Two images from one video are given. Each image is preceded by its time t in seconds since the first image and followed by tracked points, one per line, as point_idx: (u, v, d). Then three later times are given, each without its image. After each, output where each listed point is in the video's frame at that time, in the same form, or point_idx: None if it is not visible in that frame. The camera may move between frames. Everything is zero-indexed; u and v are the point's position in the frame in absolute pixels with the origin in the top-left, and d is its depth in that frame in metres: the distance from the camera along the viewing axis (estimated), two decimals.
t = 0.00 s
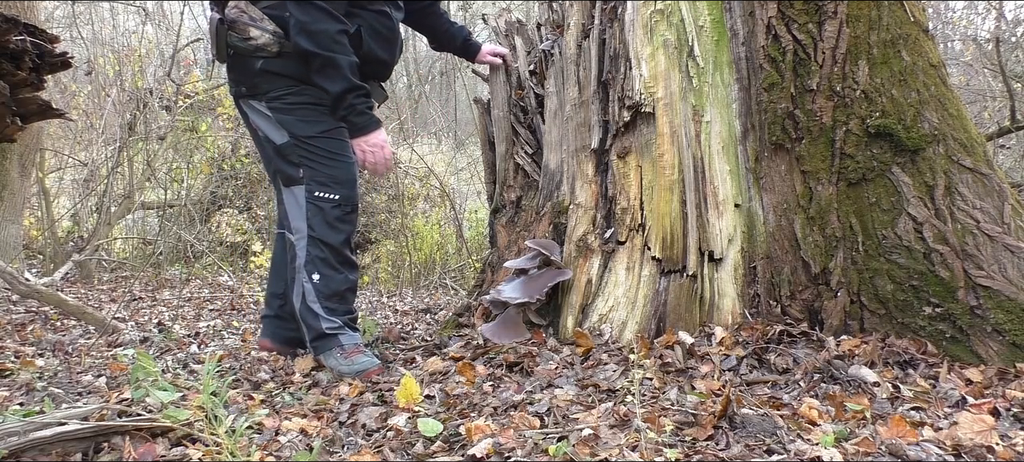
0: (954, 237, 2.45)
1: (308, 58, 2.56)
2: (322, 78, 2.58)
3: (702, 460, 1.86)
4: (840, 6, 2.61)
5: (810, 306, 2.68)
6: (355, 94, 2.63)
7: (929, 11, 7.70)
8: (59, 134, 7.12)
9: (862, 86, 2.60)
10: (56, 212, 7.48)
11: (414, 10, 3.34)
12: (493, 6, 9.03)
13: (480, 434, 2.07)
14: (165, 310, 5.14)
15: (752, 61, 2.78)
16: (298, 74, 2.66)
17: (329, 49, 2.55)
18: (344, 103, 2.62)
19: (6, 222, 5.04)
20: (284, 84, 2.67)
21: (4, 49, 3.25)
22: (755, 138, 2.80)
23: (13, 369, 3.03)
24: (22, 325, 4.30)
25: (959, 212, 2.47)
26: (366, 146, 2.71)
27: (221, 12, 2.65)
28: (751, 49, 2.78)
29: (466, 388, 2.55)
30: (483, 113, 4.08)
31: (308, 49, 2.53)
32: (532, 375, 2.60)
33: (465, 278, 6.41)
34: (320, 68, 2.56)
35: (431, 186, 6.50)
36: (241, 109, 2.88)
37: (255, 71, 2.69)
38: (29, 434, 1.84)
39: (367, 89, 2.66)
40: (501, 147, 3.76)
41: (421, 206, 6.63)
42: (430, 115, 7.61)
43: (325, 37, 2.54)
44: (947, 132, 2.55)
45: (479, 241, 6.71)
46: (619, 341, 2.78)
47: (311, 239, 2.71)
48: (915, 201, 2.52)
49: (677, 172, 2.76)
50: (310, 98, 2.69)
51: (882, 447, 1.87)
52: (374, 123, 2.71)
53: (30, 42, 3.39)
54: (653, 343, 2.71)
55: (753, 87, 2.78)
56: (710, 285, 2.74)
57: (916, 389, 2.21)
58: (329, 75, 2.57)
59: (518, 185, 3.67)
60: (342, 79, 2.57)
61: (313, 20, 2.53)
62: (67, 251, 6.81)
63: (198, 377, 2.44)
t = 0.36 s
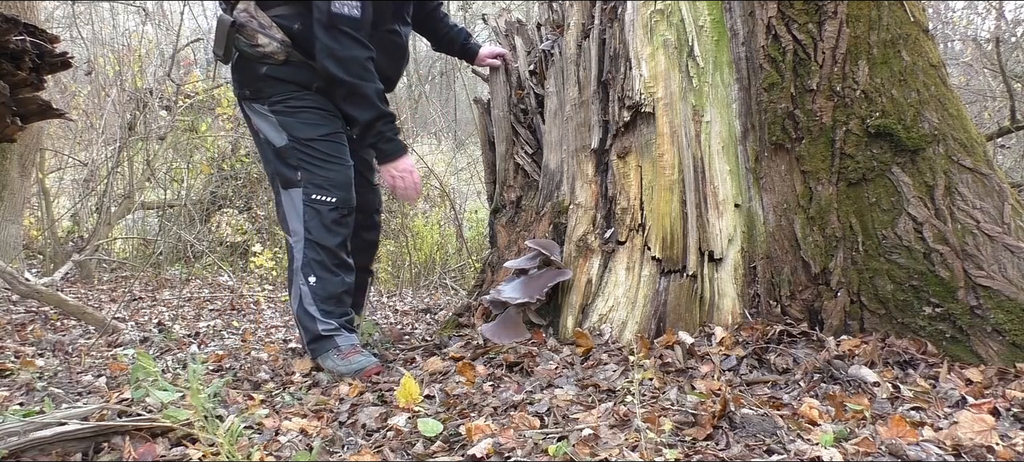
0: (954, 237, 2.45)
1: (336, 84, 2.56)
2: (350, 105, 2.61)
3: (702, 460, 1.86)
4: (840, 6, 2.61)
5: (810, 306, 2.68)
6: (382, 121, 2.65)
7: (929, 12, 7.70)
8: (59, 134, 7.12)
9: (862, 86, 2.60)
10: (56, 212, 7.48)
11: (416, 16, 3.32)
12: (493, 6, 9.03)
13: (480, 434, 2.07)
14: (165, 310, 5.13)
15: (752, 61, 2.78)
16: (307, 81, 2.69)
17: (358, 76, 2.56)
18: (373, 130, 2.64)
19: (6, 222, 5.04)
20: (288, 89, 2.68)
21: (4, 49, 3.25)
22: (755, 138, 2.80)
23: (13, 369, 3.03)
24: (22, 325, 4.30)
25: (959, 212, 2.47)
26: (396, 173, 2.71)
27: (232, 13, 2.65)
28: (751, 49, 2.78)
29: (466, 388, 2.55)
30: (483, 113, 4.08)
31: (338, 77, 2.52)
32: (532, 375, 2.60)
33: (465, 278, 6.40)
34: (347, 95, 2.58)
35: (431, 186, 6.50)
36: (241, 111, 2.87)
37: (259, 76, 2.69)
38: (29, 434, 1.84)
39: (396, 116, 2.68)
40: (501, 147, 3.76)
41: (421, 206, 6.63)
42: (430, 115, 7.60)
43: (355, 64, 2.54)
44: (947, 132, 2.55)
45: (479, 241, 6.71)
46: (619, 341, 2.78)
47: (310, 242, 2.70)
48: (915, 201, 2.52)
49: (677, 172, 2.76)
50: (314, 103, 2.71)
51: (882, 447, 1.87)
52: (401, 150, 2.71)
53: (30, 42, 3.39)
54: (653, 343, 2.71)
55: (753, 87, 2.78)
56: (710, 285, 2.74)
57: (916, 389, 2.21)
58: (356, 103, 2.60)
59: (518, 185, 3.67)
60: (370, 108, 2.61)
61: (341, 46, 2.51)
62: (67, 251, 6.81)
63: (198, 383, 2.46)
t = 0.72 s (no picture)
0: (954, 237, 2.45)
1: (360, 120, 2.55)
2: (377, 142, 2.61)
3: (702, 460, 1.86)
4: (840, 6, 2.61)
5: (810, 306, 2.68)
6: (411, 155, 2.63)
7: (929, 12, 7.70)
8: (59, 135, 7.13)
9: (862, 86, 2.60)
10: (56, 212, 7.49)
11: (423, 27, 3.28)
12: (493, 7, 9.03)
13: (480, 434, 2.08)
14: (165, 310, 5.13)
15: (752, 61, 2.78)
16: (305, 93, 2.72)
17: (380, 111, 2.55)
18: (401, 164, 2.63)
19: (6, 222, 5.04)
20: (286, 97, 2.70)
21: (4, 49, 3.25)
22: (755, 138, 2.80)
23: (13, 369, 3.03)
24: (22, 325, 4.30)
25: (959, 212, 2.47)
26: (430, 204, 2.68)
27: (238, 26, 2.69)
28: (751, 49, 2.78)
29: (466, 388, 2.55)
30: (483, 113, 4.08)
31: (363, 114, 2.52)
32: (532, 375, 2.60)
33: (465, 278, 6.40)
34: (372, 131, 2.58)
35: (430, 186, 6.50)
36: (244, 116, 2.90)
37: (260, 86, 2.72)
38: (29, 434, 1.84)
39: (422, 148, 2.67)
40: (501, 148, 3.76)
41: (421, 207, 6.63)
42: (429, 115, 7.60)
43: (378, 100, 2.54)
44: (947, 132, 2.55)
45: (479, 241, 6.70)
46: (619, 341, 2.78)
47: (305, 238, 2.69)
48: (915, 201, 2.52)
49: (677, 172, 2.76)
50: (310, 109, 2.74)
51: (881, 447, 1.87)
52: (432, 179, 2.67)
53: (30, 42, 3.39)
54: (653, 343, 2.70)
55: (753, 87, 2.78)
56: (710, 285, 2.74)
57: (916, 389, 2.21)
58: (382, 138, 2.60)
59: (518, 185, 3.67)
60: (396, 142, 2.61)
61: (363, 83, 2.50)
62: (67, 251, 6.81)
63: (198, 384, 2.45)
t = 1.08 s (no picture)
0: (954, 237, 2.45)
1: (385, 154, 2.57)
2: (402, 175, 2.63)
3: (702, 460, 1.86)
4: (840, 6, 2.61)
5: (810, 306, 2.68)
6: (435, 188, 2.65)
7: (929, 12, 7.69)
8: (59, 134, 7.13)
9: (862, 86, 2.60)
10: (56, 212, 7.49)
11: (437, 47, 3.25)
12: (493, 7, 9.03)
13: (480, 434, 2.07)
14: (165, 310, 5.13)
15: (752, 61, 2.78)
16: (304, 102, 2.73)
17: (405, 144, 2.59)
18: (426, 197, 2.64)
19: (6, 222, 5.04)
20: (285, 101, 2.71)
21: (4, 49, 3.25)
22: (755, 138, 2.80)
23: (13, 369, 3.03)
24: (22, 325, 4.30)
25: (959, 212, 2.47)
26: (455, 236, 2.66)
27: (246, 30, 2.66)
28: (751, 49, 2.78)
29: (466, 388, 2.55)
30: (483, 113, 4.08)
31: (390, 147, 2.55)
32: (532, 375, 2.60)
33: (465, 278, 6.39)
34: (397, 164, 2.61)
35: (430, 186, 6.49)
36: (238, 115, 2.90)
37: (259, 89, 2.72)
38: (29, 435, 1.84)
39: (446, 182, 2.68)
40: (501, 148, 3.76)
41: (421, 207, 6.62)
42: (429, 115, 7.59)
43: (402, 133, 2.58)
44: (947, 132, 2.55)
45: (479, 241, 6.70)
46: (619, 341, 2.78)
47: (296, 235, 2.70)
48: (915, 201, 2.52)
49: (677, 172, 2.76)
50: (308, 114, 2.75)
51: (882, 447, 1.87)
52: (453, 213, 2.65)
53: (30, 42, 3.39)
54: (653, 343, 2.70)
55: (753, 87, 2.78)
56: (710, 285, 2.74)
57: (916, 389, 2.21)
58: (407, 171, 2.63)
59: (518, 185, 3.67)
60: (422, 173, 2.64)
61: (386, 117, 2.54)
62: (67, 251, 6.81)
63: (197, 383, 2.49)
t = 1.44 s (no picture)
0: (954, 237, 2.45)
1: (407, 179, 2.58)
2: (420, 199, 2.61)
3: (702, 460, 1.86)
4: (840, 6, 2.61)
5: (810, 306, 2.68)
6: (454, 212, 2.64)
7: (929, 12, 7.69)
8: (59, 134, 7.13)
9: (862, 86, 2.60)
10: (56, 212, 7.49)
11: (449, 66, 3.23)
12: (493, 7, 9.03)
13: (480, 434, 2.08)
14: (165, 310, 5.13)
15: (752, 61, 2.78)
16: (307, 106, 2.76)
17: (427, 170, 2.60)
18: (445, 221, 2.61)
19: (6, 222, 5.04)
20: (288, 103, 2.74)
21: (4, 49, 3.25)
22: (755, 138, 2.80)
23: (13, 369, 3.03)
24: (22, 325, 4.30)
25: (959, 212, 2.47)
26: (473, 261, 2.64)
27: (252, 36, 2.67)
28: (751, 49, 2.78)
29: (466, 388, 2.55)
30: (483, 114, 4.08)
31: (411, 172, 2.56)
32: (532, 375, 2.60)
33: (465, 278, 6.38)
34: (418, 190, 2.60)
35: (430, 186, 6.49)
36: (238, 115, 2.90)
37: (261, 92, 2.73)
38: (29, 435, 1.85)
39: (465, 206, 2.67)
40: (501, 147, 3.76)
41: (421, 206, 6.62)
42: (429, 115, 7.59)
43: (421, 158, 2.59)
44: (947, 132, 2.55)
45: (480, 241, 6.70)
46: (619, 341, 2.78)
47: (297, 231, 2.70)
48: (916, 201, 2.52)
49: (677, 172, 2.76)
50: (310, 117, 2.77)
51: (881, 447, 1.87)
52: (470, 239, 2.63)
53: (30, 42, 3.39)
54: (653, 343, 2.71)
55: (753, 87, 2.79)
56: (710, 285, 2.74)
57: (916, 389, 2.21)
58: (427, 196, 2.62)
59: (518, 185, 3.67)
60: (442, 198, 2.62)
61: (406, 144, 2.55)
62: (67, 251, 6.81)
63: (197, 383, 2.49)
